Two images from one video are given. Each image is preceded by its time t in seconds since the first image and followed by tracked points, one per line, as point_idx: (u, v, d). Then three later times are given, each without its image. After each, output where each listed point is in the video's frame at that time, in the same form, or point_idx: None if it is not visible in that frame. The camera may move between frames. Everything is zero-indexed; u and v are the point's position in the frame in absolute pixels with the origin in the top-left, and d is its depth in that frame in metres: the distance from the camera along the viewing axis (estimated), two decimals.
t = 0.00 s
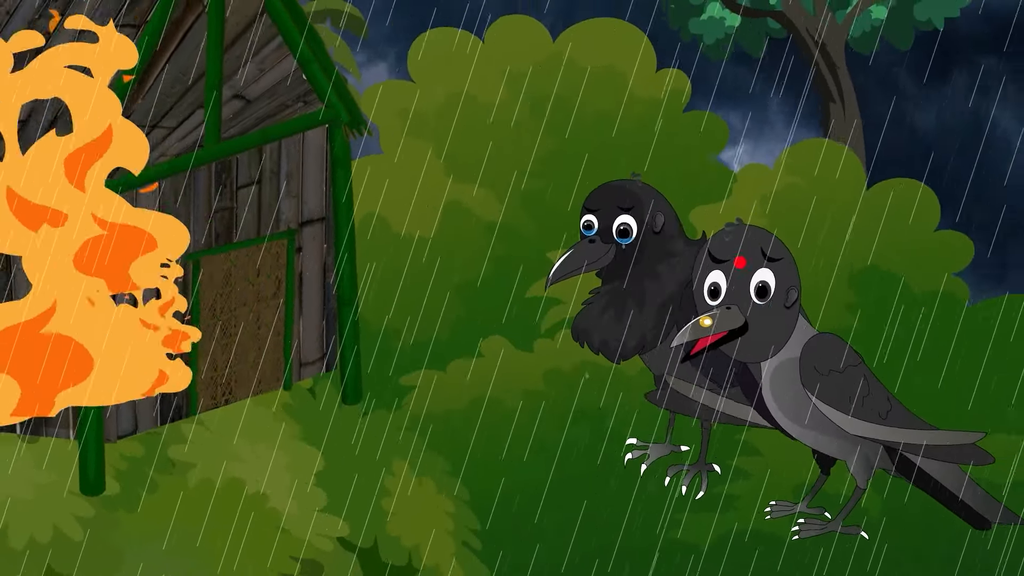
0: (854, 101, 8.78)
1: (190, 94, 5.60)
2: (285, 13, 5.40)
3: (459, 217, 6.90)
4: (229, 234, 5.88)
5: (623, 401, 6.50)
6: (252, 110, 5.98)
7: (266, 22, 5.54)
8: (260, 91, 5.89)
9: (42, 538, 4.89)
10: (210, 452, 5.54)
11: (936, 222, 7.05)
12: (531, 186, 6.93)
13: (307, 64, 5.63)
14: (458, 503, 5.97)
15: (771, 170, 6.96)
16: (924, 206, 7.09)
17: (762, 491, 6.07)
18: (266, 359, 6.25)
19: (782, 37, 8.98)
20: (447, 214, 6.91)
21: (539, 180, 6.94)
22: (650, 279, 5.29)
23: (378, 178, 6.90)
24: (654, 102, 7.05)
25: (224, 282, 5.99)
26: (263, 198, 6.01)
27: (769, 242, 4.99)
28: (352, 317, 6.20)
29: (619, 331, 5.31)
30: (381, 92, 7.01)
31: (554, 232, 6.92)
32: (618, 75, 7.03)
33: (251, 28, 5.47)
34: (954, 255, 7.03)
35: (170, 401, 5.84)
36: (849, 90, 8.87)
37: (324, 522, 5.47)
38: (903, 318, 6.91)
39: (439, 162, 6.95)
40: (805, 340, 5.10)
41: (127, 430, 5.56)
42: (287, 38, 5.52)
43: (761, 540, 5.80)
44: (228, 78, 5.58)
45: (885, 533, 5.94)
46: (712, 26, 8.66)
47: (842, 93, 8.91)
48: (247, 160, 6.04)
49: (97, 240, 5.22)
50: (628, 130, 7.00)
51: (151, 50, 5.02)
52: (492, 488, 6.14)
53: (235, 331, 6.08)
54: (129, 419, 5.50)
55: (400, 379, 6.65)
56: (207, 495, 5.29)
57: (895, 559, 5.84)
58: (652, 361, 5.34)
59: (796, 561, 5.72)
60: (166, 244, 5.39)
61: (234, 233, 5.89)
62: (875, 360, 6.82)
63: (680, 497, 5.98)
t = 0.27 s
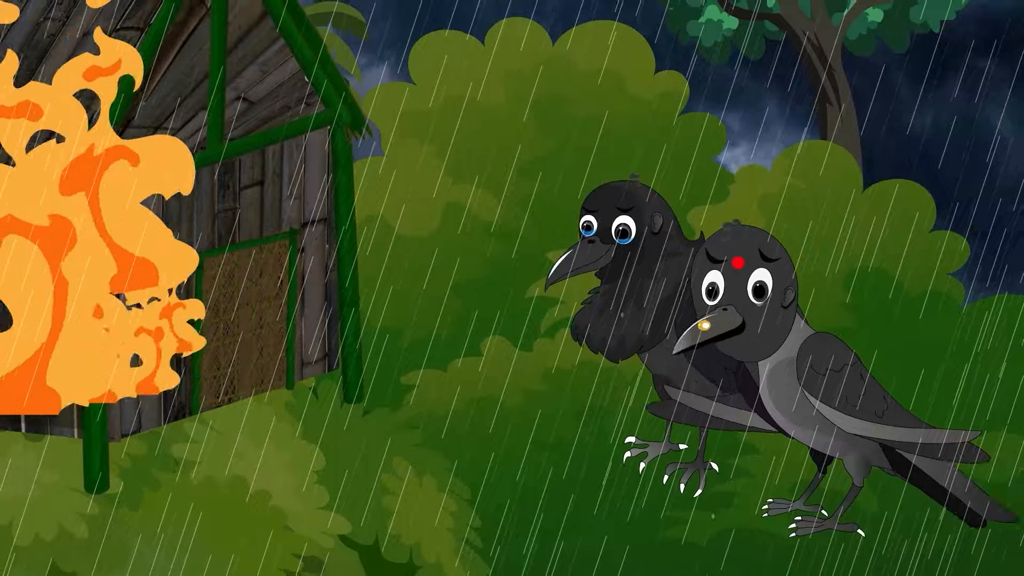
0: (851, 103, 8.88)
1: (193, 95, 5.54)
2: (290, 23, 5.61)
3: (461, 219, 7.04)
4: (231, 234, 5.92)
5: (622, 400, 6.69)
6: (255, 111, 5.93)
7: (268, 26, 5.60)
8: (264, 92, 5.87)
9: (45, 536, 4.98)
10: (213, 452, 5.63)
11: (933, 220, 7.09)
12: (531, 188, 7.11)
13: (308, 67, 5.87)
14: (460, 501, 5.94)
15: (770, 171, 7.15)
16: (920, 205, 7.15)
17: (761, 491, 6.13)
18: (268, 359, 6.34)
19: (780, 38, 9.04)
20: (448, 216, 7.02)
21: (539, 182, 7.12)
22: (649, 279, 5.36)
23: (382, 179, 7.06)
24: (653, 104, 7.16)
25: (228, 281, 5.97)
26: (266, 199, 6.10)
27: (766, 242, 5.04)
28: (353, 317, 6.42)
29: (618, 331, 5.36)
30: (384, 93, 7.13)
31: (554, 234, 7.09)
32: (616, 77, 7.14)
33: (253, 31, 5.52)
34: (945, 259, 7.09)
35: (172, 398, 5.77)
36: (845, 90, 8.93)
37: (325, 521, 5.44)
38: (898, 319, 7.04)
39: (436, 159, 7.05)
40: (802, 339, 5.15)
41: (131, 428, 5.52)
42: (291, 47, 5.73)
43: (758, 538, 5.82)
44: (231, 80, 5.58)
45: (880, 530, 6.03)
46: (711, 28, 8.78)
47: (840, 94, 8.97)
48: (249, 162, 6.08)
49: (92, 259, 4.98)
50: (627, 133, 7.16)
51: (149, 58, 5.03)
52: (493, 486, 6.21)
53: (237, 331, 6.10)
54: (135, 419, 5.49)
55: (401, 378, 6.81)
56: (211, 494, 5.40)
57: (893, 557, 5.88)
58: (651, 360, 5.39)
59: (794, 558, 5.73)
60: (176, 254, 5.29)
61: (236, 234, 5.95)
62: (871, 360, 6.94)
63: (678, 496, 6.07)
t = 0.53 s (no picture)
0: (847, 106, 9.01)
1: (195, 99, 5.68)
2: (292, 25, 5.58)
3: (461, 219, 7.25)
4: (235, 235, 5.96)
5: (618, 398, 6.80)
6: (257, 113, 6.12)
7: (271, 28, 5.61)
8: (265, 94, 6.02)
9: (50, 534, 4.98)
10: (216, 449, 5.68)
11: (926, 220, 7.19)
12: (530, 190, 7.26)
13: (310, 68, 5.83)
14: (460, 499, 5.98)
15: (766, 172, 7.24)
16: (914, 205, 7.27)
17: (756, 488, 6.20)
18: (272, 357, 6.43)
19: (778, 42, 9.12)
20: (449, 217, 7.25)
21: (537, 184, 7.27)
22: (648, 279, 5.41)
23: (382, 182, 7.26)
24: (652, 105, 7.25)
25: (231, 281, 6.02)
26: (268, 200, 6.11)
27: (764, 243, 5.06)
28: (356, 317, 6.40)
29: (616, 330, 5.42)
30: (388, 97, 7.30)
31: (552, 235, 7.25)
32: (614, 78, 7.24)
33: (255, 32, 5.58)
34: (943, 256, 7.20)
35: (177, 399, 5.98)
36: (842, 93, 9.05)
37: (327, 518, 5.54)
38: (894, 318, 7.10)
39: (440, 166, 7.28)
40: (799, 339, 5.20)
41: (134, 427, 5.67)
42: (292, 49, 5.71)
43: (755, 536, 5.86)
44: (234, 82, 5.75)
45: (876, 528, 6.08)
46: (709, 30, 8.80)
47: (835, 96, 9.09)
48: (251, 164, 6.09)
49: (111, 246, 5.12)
50: (625, 135, 7.27)
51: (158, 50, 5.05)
52: (493, 481, 6.23)
53: (240, 330, 6.17)
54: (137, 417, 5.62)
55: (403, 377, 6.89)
56: (214, 491, 5.42)
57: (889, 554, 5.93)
58: (649, 358, 5.47)
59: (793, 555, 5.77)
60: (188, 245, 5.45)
61: (239, 234, 5.98)
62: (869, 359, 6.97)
63: (676, 493, 6.12)
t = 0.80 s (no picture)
0: (845, 107, 8.97)
1: (200, 99, 5.56)
2: (294, 29, 5.75)
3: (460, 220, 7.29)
4: (237, 235, 5.92)
5: (618, 397, 6.81)
6: (259, 116, 6.03)
7: (274, 31, 5.73)
8: (268, 95, 5.99)
9: (55, 531, 5.09)
10: (219, 448, 5.73)
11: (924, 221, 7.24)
12: (530, 190, 7.31)
13: (313, 73, 5.97)
14: (461, 496, 6.06)
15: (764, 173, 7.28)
16: (911, 206, 7.32)
17: (755, 486, 6.25)
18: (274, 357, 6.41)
19: (774, 44, 9.12)
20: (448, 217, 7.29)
21: (537, 184, 7.31)
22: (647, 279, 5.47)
23: (384, 183, 7.29)
24: (651, 107, 7.33)
25: (234, 281, 5.95)
26: (270, 201, 6.17)
27: (761, 243, 5.10)
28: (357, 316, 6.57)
29: (615, 330, 5.48)
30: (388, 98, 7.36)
31: (552, 235, 7.29)
32: (613, 81, 7.31)
33: (259, 36, 5.68)
34: (941, 255, 7.27)
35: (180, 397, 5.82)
36: (838, 95, 9.02)
37: (328, 516, 5.62)
38: (890, 318, 7.14)
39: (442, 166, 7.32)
40: (796, 338, 5.27)
41: (138, 425, 5.52)
42: (295, 52, 5.84)
43: (753, 533, 5.96)
44: (236, 84, 5.72)
45: (874, 525, 6.14)
46: (707, 33, 8.90)
47: (833, 98, 9.04)
48: (254, 165, 6.10)
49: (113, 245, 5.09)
50: (625, 134, 7.31)
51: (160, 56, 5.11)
52: (493, 480, 6.29)
53: (243, 330, 6.11)
54: (141, 416, 5.46)
55: (404, 376, 6.94)
56: (216, 488, 5.49)
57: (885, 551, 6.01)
58: (647, 357, 5.52)
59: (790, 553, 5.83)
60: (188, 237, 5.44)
61: (241, 235, 5.97)
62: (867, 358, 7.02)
63: (675, 491, 6.18)
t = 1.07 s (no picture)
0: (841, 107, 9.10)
1: (202, 101, 5.67)
2: (295, 29, 5.79)
3: (457, 222, 7.26)
4: (240, 236, 6.11)
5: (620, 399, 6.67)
6: (262, 118, 6.05)
7: (275, 33, 5.78)
8: (271, 98, 6.01)
9: (60, 529, 5.14)
10: (222, 445, 5.77)
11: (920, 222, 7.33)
12: (529, 192, 7.35)
13: (314, 73, 5.99)
14: (461, 496, 6.21)
15: (759, 174, 7.32)
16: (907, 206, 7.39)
17: (752, 484, 6.28)
18: (278, 357, 6.44)
19: (772, 46, 9.19)
20: (448, 217, 7.28)
21: (536, 185, 7.36)
22: (647, 279, 5.51)
23: (379, 180, 7.19)
24: (650, 109, 7.40)
25: (237, 282, 6.16)
26: (273, 201, 6.22)
27: (760, 244, 5.20)
28: (358, 316, 6.55)
29: (614, 329, 5.55)
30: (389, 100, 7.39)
31: (551, 236, 7.35)
32: (610, 85, 7.39)
33: (262, 38, 5.73)
34: (934, 256, 7.33)
35: (183, 396, 6.03)
36: (835, 97, 9.14)
37: (329, 514, 5.74)
38: (887, 317, 7.20)
39: (442, 164, 7.31)
40: (794, 338, 5.32)
41: (142, 424, 5.77)
42: (297, 53, 5.87)
43: (749, 529, 6.10)
44: (240, 86, 5.75)
45: (869, 522, 6.21)
46: (705, 35, 8.95)
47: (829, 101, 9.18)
48: (257, 166, 6.21)
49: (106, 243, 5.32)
50: (624, 135, 7.37)
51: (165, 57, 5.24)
52: (492, 480, 6.36)
53: (246, 330, 6.25)
54: (144, 413, 5.71)
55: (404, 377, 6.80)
56: (219, 487, 5.55)
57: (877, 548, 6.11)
58: (647, 357, 5.55)
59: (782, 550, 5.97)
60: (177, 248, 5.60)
61: (244, 235, 6.13)
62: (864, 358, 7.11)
63: (673, 489, 6.21)
